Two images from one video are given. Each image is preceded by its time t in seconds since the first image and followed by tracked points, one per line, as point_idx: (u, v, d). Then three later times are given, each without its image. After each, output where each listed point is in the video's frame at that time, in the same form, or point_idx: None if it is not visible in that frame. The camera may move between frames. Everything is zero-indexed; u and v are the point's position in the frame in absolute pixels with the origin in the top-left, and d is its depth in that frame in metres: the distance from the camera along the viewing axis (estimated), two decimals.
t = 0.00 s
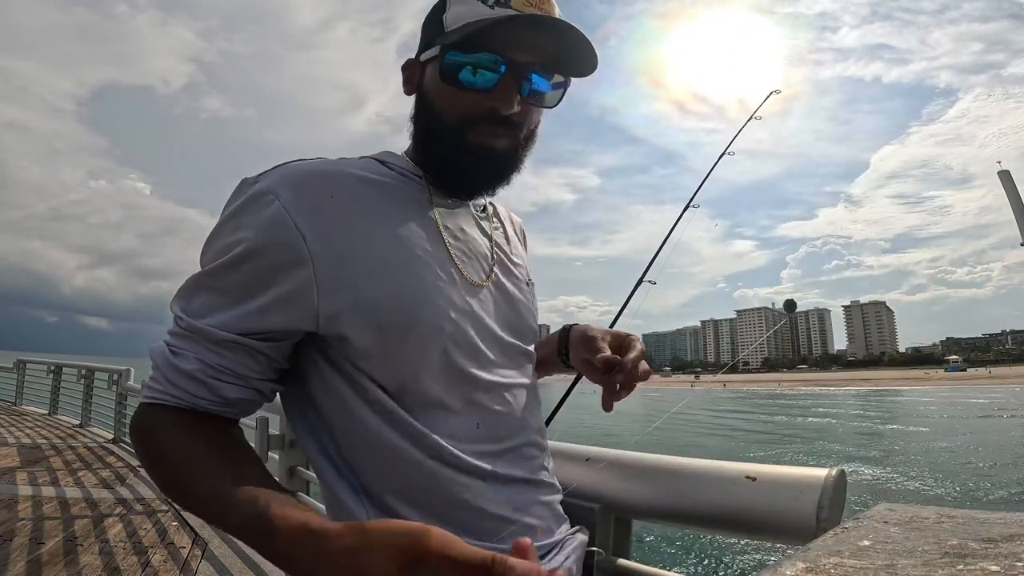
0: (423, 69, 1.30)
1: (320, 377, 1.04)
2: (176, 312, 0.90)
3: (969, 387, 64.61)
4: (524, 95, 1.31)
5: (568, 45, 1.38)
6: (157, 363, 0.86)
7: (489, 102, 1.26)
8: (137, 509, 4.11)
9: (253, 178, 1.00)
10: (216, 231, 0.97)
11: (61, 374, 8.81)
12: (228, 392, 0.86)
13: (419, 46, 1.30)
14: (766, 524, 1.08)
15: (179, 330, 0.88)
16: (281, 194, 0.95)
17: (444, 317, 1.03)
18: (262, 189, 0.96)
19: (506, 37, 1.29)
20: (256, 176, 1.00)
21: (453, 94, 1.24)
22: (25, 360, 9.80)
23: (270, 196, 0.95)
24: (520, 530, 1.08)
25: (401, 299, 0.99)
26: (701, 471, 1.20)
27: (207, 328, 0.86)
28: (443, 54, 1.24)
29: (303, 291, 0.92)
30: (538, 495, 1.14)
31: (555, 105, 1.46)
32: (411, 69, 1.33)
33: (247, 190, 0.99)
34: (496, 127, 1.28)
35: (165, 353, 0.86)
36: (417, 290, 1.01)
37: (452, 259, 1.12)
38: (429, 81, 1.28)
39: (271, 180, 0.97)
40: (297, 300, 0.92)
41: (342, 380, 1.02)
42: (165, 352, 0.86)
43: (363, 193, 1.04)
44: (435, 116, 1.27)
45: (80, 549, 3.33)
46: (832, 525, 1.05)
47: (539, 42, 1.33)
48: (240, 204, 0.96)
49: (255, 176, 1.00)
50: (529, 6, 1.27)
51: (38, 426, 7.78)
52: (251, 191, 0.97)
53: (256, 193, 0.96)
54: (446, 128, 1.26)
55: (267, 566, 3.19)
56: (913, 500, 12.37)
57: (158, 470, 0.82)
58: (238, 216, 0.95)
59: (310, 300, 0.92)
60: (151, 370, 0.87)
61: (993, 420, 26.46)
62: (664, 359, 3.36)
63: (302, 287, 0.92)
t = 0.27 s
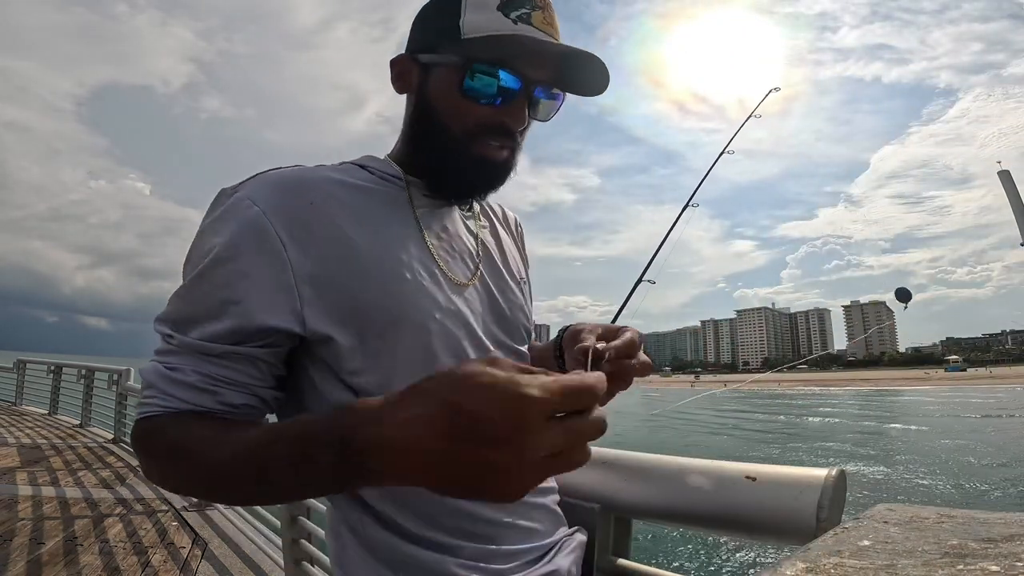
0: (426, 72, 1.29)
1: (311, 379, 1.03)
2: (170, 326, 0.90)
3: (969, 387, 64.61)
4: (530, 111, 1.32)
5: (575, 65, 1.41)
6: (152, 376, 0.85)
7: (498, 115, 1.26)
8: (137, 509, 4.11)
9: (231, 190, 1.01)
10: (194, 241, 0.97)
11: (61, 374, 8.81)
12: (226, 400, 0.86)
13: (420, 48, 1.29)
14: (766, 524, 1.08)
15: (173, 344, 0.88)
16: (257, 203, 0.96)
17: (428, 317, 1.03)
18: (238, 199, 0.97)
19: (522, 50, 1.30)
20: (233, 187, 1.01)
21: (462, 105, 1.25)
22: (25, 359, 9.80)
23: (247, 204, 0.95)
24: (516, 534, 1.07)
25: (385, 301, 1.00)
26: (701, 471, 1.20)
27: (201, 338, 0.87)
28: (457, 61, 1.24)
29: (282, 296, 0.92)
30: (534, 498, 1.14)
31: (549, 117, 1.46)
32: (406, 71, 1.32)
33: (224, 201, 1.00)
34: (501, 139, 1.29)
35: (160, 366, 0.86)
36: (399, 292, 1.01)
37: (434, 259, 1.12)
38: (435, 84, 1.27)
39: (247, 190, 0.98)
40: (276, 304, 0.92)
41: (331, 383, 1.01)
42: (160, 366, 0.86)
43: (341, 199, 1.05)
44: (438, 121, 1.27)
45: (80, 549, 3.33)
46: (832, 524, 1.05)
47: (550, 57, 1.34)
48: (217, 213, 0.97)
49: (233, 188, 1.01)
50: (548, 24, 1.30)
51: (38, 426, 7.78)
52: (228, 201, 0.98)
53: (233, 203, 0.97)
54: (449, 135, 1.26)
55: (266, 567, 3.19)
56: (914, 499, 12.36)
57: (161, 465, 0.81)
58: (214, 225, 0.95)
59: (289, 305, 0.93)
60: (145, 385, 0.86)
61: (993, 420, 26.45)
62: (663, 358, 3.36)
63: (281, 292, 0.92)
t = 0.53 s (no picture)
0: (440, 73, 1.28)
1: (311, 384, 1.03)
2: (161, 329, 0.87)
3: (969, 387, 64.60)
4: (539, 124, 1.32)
5: (586, 85, 1.41)
6: (147, 382, 0.84)
7: (509, 126, 1.26)
8: (137, 509, 4.11)
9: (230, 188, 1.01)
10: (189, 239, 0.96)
11: (61, 374, 8.81)
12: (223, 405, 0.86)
13: (437, 48, 1.28)
14: (765, 524, 1.07)
15: (166, 347, 0.86)
16: (256, 203, 0.96)
17: (429, 319, 1.04)
18: (236, 197, 0.96)
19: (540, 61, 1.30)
20: (232, 185, 1.01)
21: (478, 111, 1.24)
22: (25, 360, 9.80)
23: (245, 203, 0.95)
24: (520, 534, 1.07)
25: (385, 301, 1.00)
26: (700, 471, 1.20)
27: (200, 342, 0.86)
28: (475, 67, 1.23)
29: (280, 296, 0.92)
30: (538, 498, 1.15)
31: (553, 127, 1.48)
32: (419, 69, 1.31)
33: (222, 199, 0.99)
34: (507, 150, 1.29)
35: (155, 371, 0.85)
36: (400, 294, 1.02)
37: (433, 259, 1.12)
38: (450, 86, 1.26)
39: (245, 189, 0.98)
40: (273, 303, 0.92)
41: (333, 386, 1.02)
42: (155, 371, 0.85)
43: (340, 200, 1.06)
44: (447, 125, 1.26)
45: (80, 549, 3.33)
46: (832, 524, 1.04)
47: (564, 73, 1.34)
48: (213, 212, 0.96)
49: (232, 186, 1.01)
50: (566, 42, 1.32)
51: (38, 426, 7.79)
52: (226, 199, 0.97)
53: (232, 201, 0.96)
54: (456, 141, 1.25)
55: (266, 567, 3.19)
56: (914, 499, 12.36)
57: (166, 468, 0.81)
58: (210, 223, 0.94)
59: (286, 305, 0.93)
60: (137, 389, 0.85)
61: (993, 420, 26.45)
62: (663, 356, 3.36)
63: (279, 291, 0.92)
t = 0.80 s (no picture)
0: (458, 73, 1.28)
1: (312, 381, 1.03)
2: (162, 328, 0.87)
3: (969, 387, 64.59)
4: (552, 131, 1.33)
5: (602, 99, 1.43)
6: (148, 381, 0.84)
7: (523, 130, 1.26)
8: (137, 509, 4.10)
9: (238, 183, 1.01)
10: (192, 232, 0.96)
11: (61, 374, 8.81)
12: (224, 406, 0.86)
13: (455, 47, 1.28)
14: (766, 524, 1.07)
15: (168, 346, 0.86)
16: (263, 200, 0.96)
17: (435, 321, 1.04)
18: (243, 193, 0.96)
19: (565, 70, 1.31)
20: (239, 181, 1.01)
21: (494, 114, 1.25)
22: (25, 360, 9.80)
23: (253, 199, 0.95)
24: (522, 534, 1.07)
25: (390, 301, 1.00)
26: (701, 470, 1.20)
27: (202, 343, 0.86)
28: (495, 70, 1.24)
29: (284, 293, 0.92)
30: (540, 498, 1.14)
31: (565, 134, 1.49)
32: (436, 68, 1.31)
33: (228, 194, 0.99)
34: (519, 154, 1.30)
35: (156, 370, 0.84)
36: (408, 295, 1.02)
37: (439, 260, 1.12)
38: (466, 87, 1.26)
39: (253, 185, 0.98)
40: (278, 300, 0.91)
41: (337, 386, 1.02)
42: (156, 370, 0.84)
43: (347, 199, 1.05)
44: (462, 125, 1.26)
45: (80, 549, 3.33)
46: (832, 524, 1.04)
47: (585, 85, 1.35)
48: (219, 206, 0.96)
49: (239, 182, 1.01)
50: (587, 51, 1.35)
51: (38, 426, 7.78)
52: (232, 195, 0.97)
53: (239, 196, 0.96)
54: (470, 142, 1.26)
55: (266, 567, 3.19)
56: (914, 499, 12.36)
57: (169, 468, 0.81)
58: (215, 218, 0.94)
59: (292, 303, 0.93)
60: (138, 388, 0.84)
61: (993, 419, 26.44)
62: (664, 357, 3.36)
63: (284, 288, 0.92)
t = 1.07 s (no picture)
0: (472, 72, 1.28)
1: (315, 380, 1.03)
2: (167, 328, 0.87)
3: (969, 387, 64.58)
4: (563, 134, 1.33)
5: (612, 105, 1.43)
6: (153, 381, 0.84)
7: (535, 133, 1.26)
8: (137, 509, 4.10)
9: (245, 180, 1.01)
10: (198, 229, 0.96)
11: (61, 374, 8.80)
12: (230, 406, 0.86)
13: (468, 46, 1.28)
14: (765, 523, 1.07)
15: (174, 346, 0.86)
16: (270, 197, 0.96)
17: (441, 321, 1.03)
18: (250, 191, 0.96)
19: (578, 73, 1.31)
20: (246, 178, 1.01)
21: (508, 115, 1.24)
22: (25, 360, 9.80)
23: (259, 197, 0.95)
24: (525, 534, 1.07)
25: (397, 301, 0.99)
26: (700, 470, 1.20)
27: (208, 343, 0.86)
28: (510, 71, 1.24)
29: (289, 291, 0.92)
30: (543, 498, 1.15)
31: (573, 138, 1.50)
32: (450, 66, 1.31)
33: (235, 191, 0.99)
34: (530, 156, 1.30)
35: (162, 370, 0.84)
36: (414, 296, 1.01)
37: (445, 261, 1.11)
38: (479, 87, 1.26)
39: (260, 183, 0.98)
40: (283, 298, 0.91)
41: (341, 385, 1.02)
42: (162, 370, 0.84)
43: (353, 198, 1.05)
44: (474, 124, 1.26)
45: (80, 548, 3.32)
46: (832, 524, 1.05)
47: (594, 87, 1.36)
48: (225, 204, 0.96)
49: (246, 179, 1.01)
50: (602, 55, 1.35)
51: (38, 426, 7.78)
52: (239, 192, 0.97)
53: (246, 194, 0.96)
54: (480, 142, 1.25)
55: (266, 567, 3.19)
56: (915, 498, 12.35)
57: (177, 468, 0.81)
58: (221, 215, 0.94)
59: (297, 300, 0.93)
60: (143, 388, 0.84)
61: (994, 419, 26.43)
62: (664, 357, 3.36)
63: (289, 287, 0.92)
